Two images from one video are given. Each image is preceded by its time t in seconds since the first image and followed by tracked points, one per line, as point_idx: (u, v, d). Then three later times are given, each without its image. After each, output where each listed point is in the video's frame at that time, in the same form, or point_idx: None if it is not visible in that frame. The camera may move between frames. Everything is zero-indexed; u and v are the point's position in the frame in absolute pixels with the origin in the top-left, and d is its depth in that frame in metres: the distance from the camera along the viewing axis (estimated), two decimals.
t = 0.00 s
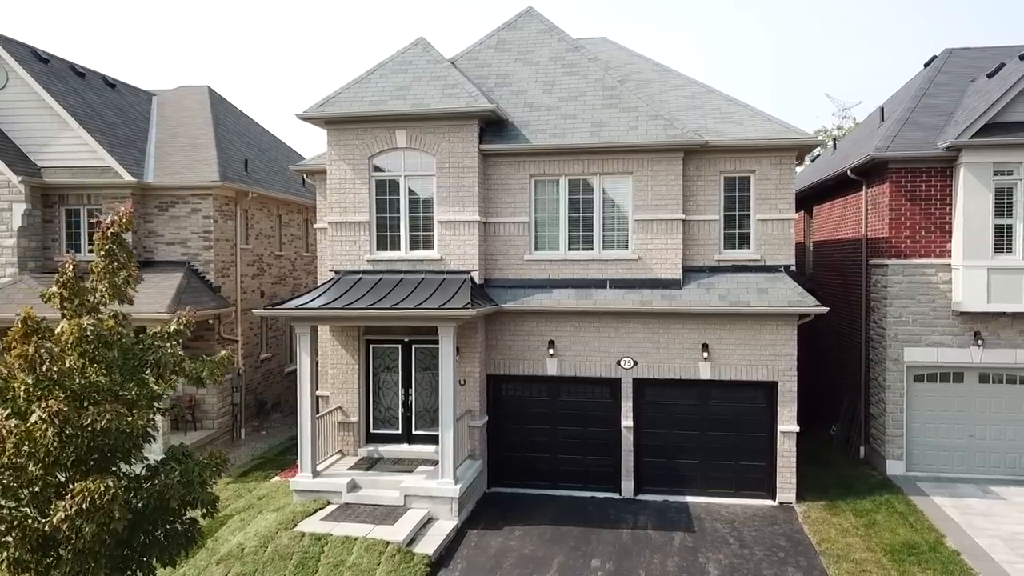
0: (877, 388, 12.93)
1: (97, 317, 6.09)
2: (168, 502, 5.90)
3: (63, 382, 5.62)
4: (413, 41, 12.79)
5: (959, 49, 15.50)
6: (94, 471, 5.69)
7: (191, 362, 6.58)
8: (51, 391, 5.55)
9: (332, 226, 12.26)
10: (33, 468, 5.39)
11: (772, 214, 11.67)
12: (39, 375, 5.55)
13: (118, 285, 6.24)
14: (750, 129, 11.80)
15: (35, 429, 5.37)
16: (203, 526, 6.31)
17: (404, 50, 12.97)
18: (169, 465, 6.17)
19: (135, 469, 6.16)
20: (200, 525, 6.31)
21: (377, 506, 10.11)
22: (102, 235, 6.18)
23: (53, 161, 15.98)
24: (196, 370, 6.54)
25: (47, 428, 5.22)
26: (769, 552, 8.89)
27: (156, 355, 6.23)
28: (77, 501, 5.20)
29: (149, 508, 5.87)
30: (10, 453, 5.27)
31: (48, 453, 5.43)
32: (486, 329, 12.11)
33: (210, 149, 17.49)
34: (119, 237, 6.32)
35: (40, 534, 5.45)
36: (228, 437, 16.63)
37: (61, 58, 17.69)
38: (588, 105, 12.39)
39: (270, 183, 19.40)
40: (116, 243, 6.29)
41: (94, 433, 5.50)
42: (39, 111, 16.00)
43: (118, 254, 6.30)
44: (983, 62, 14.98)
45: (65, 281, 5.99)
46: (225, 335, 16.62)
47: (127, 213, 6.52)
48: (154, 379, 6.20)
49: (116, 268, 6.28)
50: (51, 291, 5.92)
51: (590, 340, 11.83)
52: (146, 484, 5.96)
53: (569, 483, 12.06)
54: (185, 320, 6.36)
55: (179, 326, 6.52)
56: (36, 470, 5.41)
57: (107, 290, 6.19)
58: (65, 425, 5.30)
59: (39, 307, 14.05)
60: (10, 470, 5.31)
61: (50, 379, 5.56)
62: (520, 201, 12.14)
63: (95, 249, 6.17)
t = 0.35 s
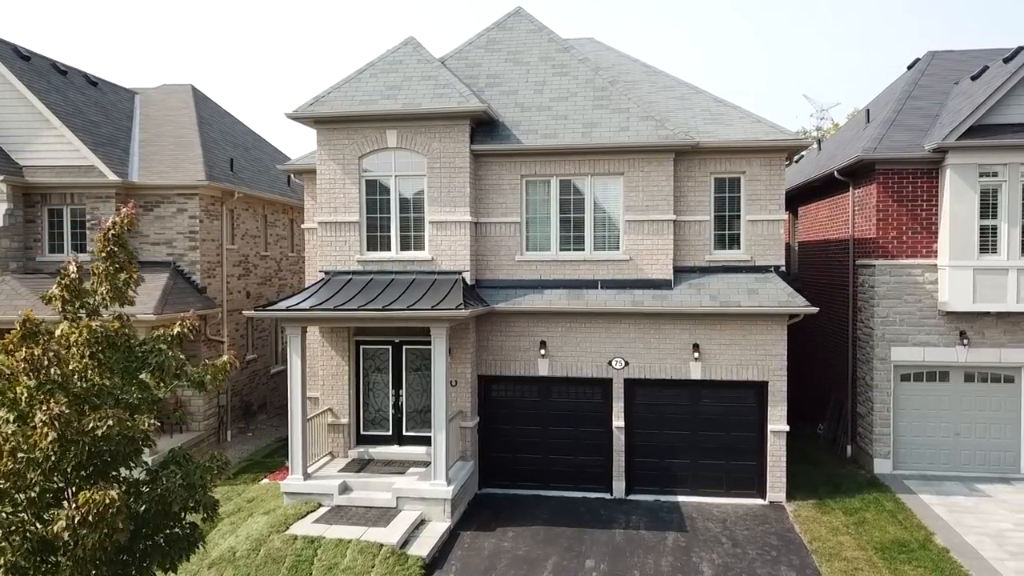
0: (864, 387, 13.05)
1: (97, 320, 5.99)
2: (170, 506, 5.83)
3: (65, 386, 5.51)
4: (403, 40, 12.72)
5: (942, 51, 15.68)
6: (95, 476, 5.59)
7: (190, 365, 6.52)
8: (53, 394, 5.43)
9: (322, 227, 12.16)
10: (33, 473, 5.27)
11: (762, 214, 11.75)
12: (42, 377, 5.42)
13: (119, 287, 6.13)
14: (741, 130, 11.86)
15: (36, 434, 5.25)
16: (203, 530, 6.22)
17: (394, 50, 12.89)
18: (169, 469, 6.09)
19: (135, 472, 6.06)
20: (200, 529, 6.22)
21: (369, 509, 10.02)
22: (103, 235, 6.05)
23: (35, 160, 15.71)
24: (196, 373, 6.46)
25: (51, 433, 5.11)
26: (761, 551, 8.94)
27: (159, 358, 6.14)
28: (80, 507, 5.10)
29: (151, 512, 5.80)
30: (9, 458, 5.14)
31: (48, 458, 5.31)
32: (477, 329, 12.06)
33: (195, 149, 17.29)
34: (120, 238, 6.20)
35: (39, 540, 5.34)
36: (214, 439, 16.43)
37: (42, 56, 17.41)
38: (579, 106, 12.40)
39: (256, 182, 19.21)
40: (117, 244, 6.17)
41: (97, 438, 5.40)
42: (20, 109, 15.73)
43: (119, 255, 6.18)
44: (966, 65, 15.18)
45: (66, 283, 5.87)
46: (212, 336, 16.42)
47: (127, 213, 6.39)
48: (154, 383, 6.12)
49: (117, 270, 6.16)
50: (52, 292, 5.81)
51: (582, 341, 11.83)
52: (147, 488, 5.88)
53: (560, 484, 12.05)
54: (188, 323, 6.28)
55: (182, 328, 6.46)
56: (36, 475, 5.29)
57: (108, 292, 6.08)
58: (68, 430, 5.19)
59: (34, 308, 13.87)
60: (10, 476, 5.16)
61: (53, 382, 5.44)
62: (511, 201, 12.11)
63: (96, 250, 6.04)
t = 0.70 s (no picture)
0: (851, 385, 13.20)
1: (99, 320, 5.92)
2: (175, 508, 5.79)
3: (68, 387, 5.46)
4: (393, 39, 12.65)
5: (924, 54, 15.89)
6: (98, 478, 5.54)
7: (191, 364, 6.46)
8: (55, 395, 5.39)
9: (312, 226, 12.08)
10: (36, 475, 5.22)
11: (751, 215, 11.84)
12: (45, 379, 5.35)
13: (120, 288, 6.05)
14: (730, 131, 11.95)
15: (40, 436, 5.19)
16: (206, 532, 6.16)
17: (383, 49, 12.83)
18: (171, 471, 6.05)
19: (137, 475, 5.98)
20: (203, 532, 6.16)
21: (361, 510, 9.96)
22: (105, 235, 5.98)
23: (18, 158, 15.46)
24: (197, 373, 6.39)
25: (59, 436, 5.00)
26: (753, 549, 9.01)
27: (162, 358, 6.07)
28: (86, 508, 5.06)
29: (155, 515, 5.74)
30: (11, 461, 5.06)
31: (52, 460, 5.25)
32: (469, 329, 12.04)
33: (181, 148, 17.10)
34: (121, 238, 6.12)
35: (42, 545, 5.27)
36: (200, 440, 16.24)
37: (24, 53, 17.13)
38: (570, 106, 12.42)
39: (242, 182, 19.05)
40: (119, 244, 6.10)
41: (102, 437, 5.38)
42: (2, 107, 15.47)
43: (120, 255, 6.11)
44: (948, 68, 15.39)
45: (68, 282, 5.78)
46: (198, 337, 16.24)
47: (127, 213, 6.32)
48: (157, 383, 6.05)
49: (118, 270, 6.09)
50: (54, 292, 5.72)
51: (573, 340, 11.84)
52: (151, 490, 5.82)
53: (552, 484, 12.06)
54: (191, 323, 6.22)
55: (184, 328, 6.39)
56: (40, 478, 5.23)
57: (110, 292, 6.01)
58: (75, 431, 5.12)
59: (18, 308, 13.64)
60: (13, 477, 5.12)
61: (56, 384, 5.40)
62: (502, 201, 12.11)
63: (97, 250, 5.96)
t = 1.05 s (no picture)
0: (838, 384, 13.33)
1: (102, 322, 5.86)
2: (181, 510, 5.83)
3: (71, 387, 5.48)
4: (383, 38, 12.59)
5: (907, 56, 16.08)
6: (102, 479, 5.50)
7: (193, 364, 6.42)
8: (59, 400, 5.41)
9: (302, 226, 12.00)
10: (39, 476, 5.18)
11: (741, 215, 11.94)
12: (48, 379, 5.39)
13: (121, 288, 5.98)
14: (720, 132, 12.04)
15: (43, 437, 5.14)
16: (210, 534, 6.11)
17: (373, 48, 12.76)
18: (175, 471, 6.03)
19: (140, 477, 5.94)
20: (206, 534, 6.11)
21: (354, 510, 9.93)
22: (106, 235, 5.91)
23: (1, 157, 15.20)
24: (200, 373, 6.36)
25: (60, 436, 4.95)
26: (745, 546, 9.09)
27: (165, 359, 6.00)
28: (91, 509, 5.03)
29: (159, 517, 5.76)
30: (14, 462, 5.03)
31: (55, 461, 5.21)
32: (460, 329, 12.03)
33: (167, 146, 16.93)
34: (123, 237, 6.04)
35: (45, 547, 5.23)
36: (187, 441, 16.07)
37: (5, 50, 16.84)
38: (561, 106, 12.46)
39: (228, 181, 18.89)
40: (120, 244, 6.03)
41: (107, 437, 5.38)
42: None
43: (123, 255, 6.05)
44: (931, 70, 15.60)
45: (70, 282, 5.76)
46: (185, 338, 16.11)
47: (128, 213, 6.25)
48: (159, 384, 5.99)
49: (120, 270, 6.02)
50: (55, 292, 5.70)
51: (564, 339, 11.87)
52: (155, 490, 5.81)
53: (543, 483, 12.08)
54: (195, 323, 6.17)
55: (186, 327, 6.34)
56: (43, 479, 5.20)
57: (111, 291, 5.95)
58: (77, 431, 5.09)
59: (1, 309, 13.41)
60: (15, 478, 5.09)
61: (59, 384, 5.42)
62: (493, 201, 12.12)
63: (97, 250, 5.90)
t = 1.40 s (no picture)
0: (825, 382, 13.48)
1: (109, 321, 5.80)
2: (186, 511, 5.77)
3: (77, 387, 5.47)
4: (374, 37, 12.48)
5: (892, 58, 16.27)
6: (106, 480, 5.50)
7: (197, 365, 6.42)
8: (63, 399, 5.34)
9: (293, 225, 11.92)
10: (44, 477, 5.20)
11: (732, 214, 12.03)
12: (53, 379, 5.34)
13: (126, 287, 5.95)
14: (712, 132, 12.11)
15: (48, 437, 5.17)
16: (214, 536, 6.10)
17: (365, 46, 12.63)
18: (179, 472, 6.03)
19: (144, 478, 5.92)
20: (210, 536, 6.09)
21: (348, 510, 9.87)
22: (112, 233, 5.90)
23: None
24: (206, 373, 6.35)
25: (69, 434, 4.99)
26: (738, 544, 9.15)
27: (170, 359, 6.07)
28: (96, 513, 5.01)
29: (166, 519, 5.70)
30: (19, 463, 5.04)
31: (60, 462, 5.21)
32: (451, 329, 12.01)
33: (154, 145, 16.74)
34: (128, 236, 6.06)
35: (49, 548, 5.25)
36: (175, 443, 15.89)
37: None
38: (554, 105, 12.46)
39: (216, 181, 18.72)
40: (126, 242, 6.01)
41: (112, 438, 5.34)
42: None
43: (128, 254, 6.02)
44: (916, 72, 15.79)
45: (77, 281, 5.77)
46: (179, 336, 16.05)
47: (133, 211, 6.24)
48: (164, 384, 5.98)
49: (125, 269, 5.99)
50: (61, 291, 5.70)
51: (557, 338, 11.87)
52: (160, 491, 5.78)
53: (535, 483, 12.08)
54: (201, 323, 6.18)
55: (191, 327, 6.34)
56: (47, 480, 5.23)
57: (116, 291, 5.90)
58: (84, 431, 5.10)
59: None
60: (18, 479, 5.07)
61: (63, 383, 5.36)
62: (486, 200, 12.12)
63: (103, 248, 5.87)
